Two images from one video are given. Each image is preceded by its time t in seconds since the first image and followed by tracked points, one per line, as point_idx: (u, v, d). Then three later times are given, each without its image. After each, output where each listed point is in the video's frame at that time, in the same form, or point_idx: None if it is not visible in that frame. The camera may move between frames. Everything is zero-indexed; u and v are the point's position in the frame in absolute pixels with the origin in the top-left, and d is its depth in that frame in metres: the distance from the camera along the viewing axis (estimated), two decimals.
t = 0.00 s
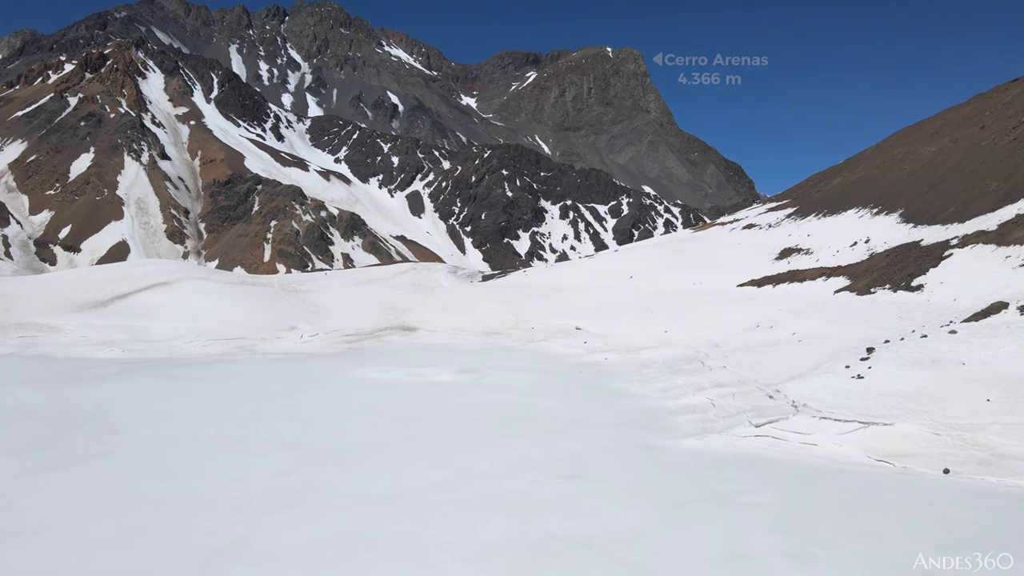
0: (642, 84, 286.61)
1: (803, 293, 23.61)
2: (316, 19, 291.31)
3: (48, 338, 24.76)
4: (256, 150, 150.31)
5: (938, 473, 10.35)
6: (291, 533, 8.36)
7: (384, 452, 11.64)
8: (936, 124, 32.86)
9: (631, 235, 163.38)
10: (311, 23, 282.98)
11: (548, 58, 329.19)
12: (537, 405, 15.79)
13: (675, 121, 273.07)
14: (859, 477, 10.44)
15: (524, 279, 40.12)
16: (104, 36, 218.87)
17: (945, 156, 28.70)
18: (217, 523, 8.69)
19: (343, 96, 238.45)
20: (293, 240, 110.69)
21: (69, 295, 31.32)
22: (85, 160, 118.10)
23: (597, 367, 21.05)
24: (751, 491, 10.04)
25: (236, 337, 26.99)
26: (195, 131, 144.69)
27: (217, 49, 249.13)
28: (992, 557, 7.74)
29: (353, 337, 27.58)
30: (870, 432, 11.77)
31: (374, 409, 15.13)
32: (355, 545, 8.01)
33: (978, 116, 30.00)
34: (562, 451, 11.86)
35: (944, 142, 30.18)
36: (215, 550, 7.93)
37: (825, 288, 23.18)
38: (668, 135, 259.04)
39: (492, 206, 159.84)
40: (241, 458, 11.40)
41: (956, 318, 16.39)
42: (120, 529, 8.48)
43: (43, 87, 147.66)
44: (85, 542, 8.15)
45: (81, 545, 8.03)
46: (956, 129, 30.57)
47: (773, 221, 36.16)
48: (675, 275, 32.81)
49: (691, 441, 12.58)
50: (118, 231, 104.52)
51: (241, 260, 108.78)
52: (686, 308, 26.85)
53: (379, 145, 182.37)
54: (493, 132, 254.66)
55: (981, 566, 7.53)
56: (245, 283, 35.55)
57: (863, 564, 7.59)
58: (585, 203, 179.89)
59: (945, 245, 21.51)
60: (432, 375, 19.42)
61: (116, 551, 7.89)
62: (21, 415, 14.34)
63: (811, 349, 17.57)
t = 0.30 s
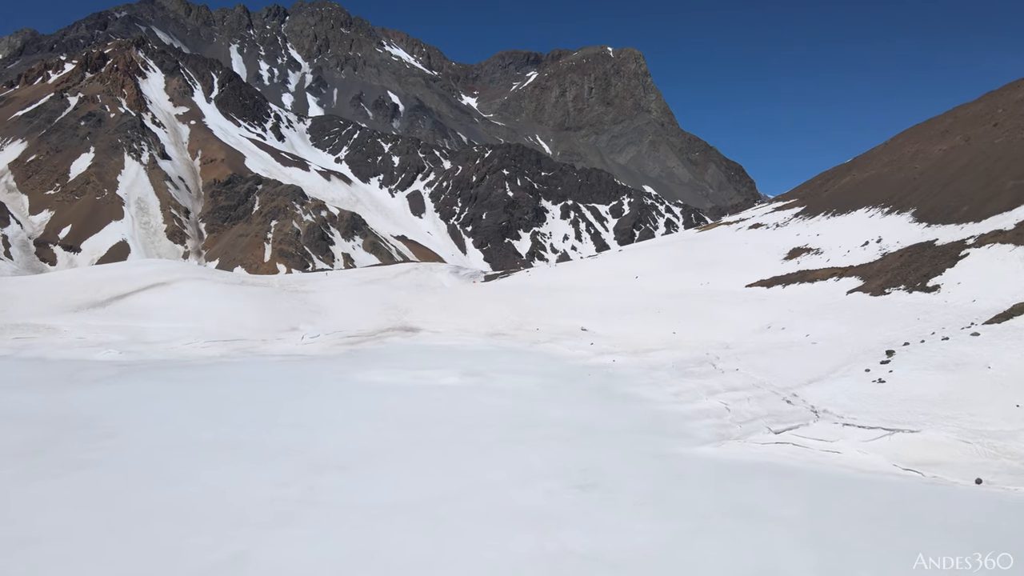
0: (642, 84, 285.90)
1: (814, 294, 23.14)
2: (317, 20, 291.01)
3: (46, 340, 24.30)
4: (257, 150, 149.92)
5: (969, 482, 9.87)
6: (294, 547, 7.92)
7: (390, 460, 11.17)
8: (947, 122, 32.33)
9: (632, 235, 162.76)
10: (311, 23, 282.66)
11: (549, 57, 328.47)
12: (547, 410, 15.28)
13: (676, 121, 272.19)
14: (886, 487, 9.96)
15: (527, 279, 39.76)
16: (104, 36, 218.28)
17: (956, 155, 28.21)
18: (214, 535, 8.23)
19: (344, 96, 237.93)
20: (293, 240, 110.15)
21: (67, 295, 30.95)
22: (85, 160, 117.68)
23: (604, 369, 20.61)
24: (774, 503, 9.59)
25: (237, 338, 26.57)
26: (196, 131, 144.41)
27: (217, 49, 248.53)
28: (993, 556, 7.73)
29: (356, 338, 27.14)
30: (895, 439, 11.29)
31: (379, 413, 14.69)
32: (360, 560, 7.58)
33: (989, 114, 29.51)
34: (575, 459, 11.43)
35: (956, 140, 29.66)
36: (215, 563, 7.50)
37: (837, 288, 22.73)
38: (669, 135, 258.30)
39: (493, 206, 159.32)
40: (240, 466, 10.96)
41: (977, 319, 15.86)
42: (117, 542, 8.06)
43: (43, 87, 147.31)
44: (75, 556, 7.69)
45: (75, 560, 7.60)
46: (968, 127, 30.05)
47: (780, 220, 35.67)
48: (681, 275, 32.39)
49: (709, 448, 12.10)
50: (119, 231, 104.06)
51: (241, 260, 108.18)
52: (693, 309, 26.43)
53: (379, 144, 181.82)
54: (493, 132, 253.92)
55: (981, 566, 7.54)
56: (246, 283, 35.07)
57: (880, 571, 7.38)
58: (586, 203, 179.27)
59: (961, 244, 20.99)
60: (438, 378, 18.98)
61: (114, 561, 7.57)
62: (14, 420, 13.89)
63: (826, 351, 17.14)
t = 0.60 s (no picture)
0: (643, 83, 285.28)
1: (826, 294, 22.65)
2: (318, 19, 290.60)
3: (43, 341, 23.85)
4: (257, 150, 149.45)
5: (1002, 491, 9.38)
6: (294, 562, 7.49)
7: (392, 469, 10.74)
8: (958, 119, 31.82)
9: (634, 235, 162.24)
10: (312, 23, 282.36)
11: (550, 57, 327.81)
12: (558, 415, 14.75)
13: (677, 121, 271.49)
14: (917, 497, 9.45)
15: (531, 279, 39.34)
16: (104, 36, 217.89)
17: (969, 153, 27.71)
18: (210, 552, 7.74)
19: (344, 95, 237.39)
20: (294, 240, 109.55)
21: (65, 296, 30.48)
22: (85, 159, 117.23)
23: (613, 371, 20.15)
24: (804, 514, 9.06)
25: (237, 339, 26.10)
26: (196, 130, 144.05)
27: (217, 49, 248.10)
28: (992, 556, 7.61)
29: (358, 339, 26.66)
30: (923, 447, 10.80)
31: (383, 417, 14.24)
32: None
33: (1002, 112, 29.01)
34: (589, 468, 10.95)
35: (969, 138, 29.12)
36: None
37: (850, 289, 22.23)
38: (670, 135, 257.76)
39: (494, 206, 158.83)
40: (239, 474, 10.48)
41: (1000, 320, 15.35)
42: (103, 558, 7.59)
43: (43, 86, 146.93)
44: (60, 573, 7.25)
45: None
46: (980, 125, 29.53)
47: (788, 219, 35.18)
48: (688, 275, 31.95)
49: (727, 455, 11.62)
50: (119, 231, 103.63)
51: (242, 260, 107.69)
52: (702, 310, 25.95)
53: (380, 144, 181.29)
54: (494, 132, 253.31)
55: (982, 567, 7.39)
56: (246, 284, 34.56)
57: (880, 571, 7.26)
58: (587, 203, 178.80)
59: (978, 244, 20.45)
60: (443, 381, 18.49)
61: None
62: (7, 425, 13.40)
63: (843, 354, 16.64)
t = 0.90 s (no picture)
0: (644, 83, 284.61)
1: (838, 295, 22.19)
2: (318, 19, 290.06)
3: (39, 342, 23.35)
4: (257, 150, 148.99)
5: None
6: None
7: (398, 479, 10.24)
8: (970, 117, 31.33)
9: (635, 235, 161.73)
10: (312, 23, 281.81)
11: (550, 57, 327.18)
12: (569, 421, 14.24)
13: (678, 121, 270.85)
14: (949, 509, 8.93)
15: (535, 279, 38.82)
16: (105, 36, 217.28)
17: (983, 151, 27.21)
18: (206, 566, 7.33)
19: (345, 95, 236.74)
20: (294, 240, 109.00)
21: (62, 297, 29.96)
22: (85, 159, 116.70)
23: (622, 374, 19.65)
24: (832, 527, 8.57)
25: (236, 341, 25.62)
26: (196, 130, 143.65)
27: (218, 48, 247.61)
28: (992, 555, 7.45)
29: (360, 340, 26.17)
30: (957, 457, 10.28)
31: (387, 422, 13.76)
32: None
33: (1016, 109, 28.52)
34: (604, 477, 10.45)
35: (982, 136, 28.63)
36: None
37: (864, 289, 21.74)
38: (671, 135, 257.12)
39: (494, 206, 158.36)
40: (239, 484, 10.01)
41: None
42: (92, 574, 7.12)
43: (43, 86, 146.49)
44: None
45: None
46: (993, 122, 29.03)
47: (795, 219, 34.73)
48: (695, 275, 31.46)
49: (748, 465, 11.14)
50: (119, 231, 103.18)
51: (242, 260, 107.16)
52: (712, 310, 25.45)
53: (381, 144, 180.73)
54: (495, 132, 252.69)
55: (982, 566, 7.24)
56: (247, 284, 34.06)
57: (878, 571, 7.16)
58: (588, 203, 178.35)
59: (996, 243, 19.94)
60: (448, 384, 18.00)
61: None
62: None
63: (861, 357, 16.14)
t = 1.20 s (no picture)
0: (645, 83, 283.89)
1: (853, 296, 21.65)
2: (319, 19, 289.60)
3: (34, 344, 22.85)
4: (258, 150, 148.43)
5: None
6: None
7: (404, 491, 9.74)
8: (983, 114, 30.77)
9: (636, 235, 161.17)
10: (312, 22, 281.67)
11: (551, 56, 326.42)
12: (580, 428, 13.63)
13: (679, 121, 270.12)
14: (979, 518, 8.54)
15: (539, 279, 38.39)
16: (105, 36, 216.56)
17: (998, 149, 26.66)
18: None
19: (345, 95, 236.08)
20: (295, 240, 108.43)
21: (58, 297, 29.39)
22: (85, 159, 116.18)
23: (633, 377, 19.11)
24: (867, 542, 8.07)
25: (235, 342, 25.12)
26: (197, 130, 143.27)
27: (218, 48, 247.17)
28: (992, 556, 7.53)
29: (363, 342, 25.66)
30: (992, 466, 9.70)
31: (393, 429, 13.28)
32: None
33: None
34: (621, 488, 9.95)
35: (995, 134, 28.11)
36: None
37: (879, 290, 21.22)
38: (672, 134, 256.39)
39: (495, 206, 157.86)
40: (239, 496, 9.54)
41: None
42: None
43: (43, 86, 145.93)
44: None
45: None
46: (1008, 120, 28.48)
47: (804, 219, 34.18)
48: (703, 275, 30.97)
49: (771, 474, 10.63)
50: (119, 231, 102.74)
51: (242, 260, 106.60)
52: (722, 311, 24.93)
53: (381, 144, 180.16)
54: (495, 131, 252.06)
55: (981, 567, 7.34)
56: (246, 284, 33.50)
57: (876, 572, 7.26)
58: (589, 203, 177.82)
59: (1016, 243, 19.39)
60: (454, 388, 17.39)
61: None
62: None
63: (883, 360, 15.58)
